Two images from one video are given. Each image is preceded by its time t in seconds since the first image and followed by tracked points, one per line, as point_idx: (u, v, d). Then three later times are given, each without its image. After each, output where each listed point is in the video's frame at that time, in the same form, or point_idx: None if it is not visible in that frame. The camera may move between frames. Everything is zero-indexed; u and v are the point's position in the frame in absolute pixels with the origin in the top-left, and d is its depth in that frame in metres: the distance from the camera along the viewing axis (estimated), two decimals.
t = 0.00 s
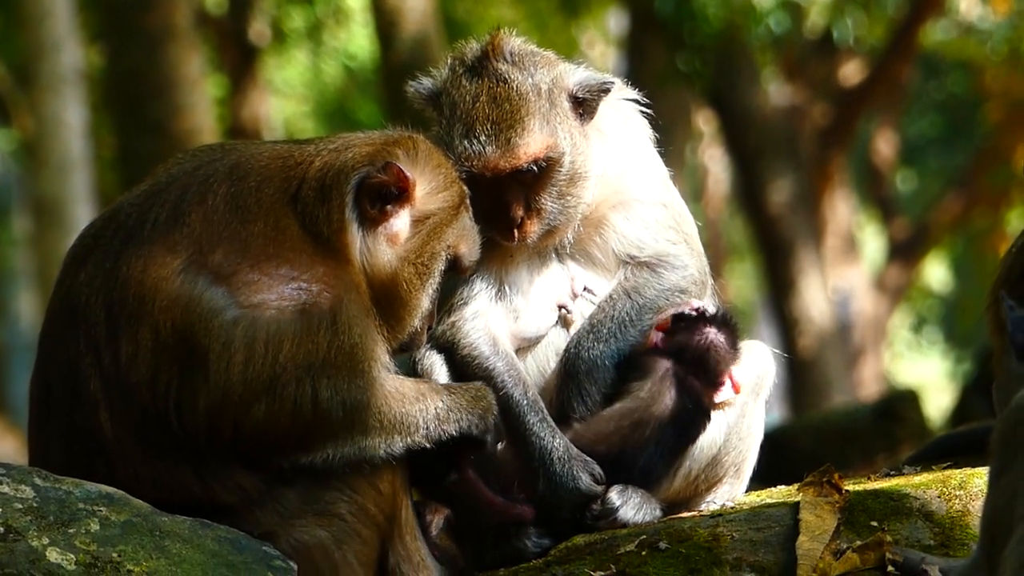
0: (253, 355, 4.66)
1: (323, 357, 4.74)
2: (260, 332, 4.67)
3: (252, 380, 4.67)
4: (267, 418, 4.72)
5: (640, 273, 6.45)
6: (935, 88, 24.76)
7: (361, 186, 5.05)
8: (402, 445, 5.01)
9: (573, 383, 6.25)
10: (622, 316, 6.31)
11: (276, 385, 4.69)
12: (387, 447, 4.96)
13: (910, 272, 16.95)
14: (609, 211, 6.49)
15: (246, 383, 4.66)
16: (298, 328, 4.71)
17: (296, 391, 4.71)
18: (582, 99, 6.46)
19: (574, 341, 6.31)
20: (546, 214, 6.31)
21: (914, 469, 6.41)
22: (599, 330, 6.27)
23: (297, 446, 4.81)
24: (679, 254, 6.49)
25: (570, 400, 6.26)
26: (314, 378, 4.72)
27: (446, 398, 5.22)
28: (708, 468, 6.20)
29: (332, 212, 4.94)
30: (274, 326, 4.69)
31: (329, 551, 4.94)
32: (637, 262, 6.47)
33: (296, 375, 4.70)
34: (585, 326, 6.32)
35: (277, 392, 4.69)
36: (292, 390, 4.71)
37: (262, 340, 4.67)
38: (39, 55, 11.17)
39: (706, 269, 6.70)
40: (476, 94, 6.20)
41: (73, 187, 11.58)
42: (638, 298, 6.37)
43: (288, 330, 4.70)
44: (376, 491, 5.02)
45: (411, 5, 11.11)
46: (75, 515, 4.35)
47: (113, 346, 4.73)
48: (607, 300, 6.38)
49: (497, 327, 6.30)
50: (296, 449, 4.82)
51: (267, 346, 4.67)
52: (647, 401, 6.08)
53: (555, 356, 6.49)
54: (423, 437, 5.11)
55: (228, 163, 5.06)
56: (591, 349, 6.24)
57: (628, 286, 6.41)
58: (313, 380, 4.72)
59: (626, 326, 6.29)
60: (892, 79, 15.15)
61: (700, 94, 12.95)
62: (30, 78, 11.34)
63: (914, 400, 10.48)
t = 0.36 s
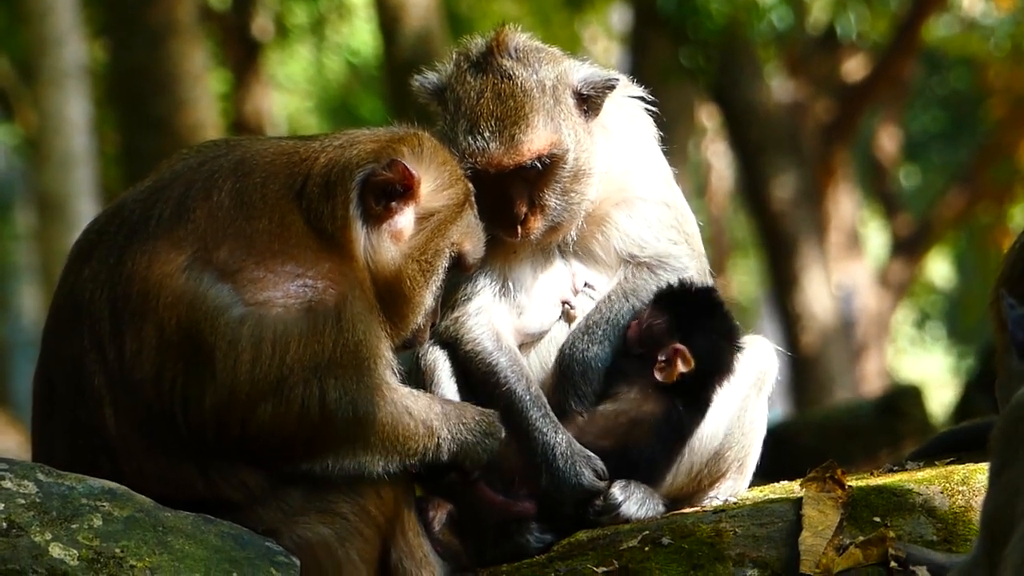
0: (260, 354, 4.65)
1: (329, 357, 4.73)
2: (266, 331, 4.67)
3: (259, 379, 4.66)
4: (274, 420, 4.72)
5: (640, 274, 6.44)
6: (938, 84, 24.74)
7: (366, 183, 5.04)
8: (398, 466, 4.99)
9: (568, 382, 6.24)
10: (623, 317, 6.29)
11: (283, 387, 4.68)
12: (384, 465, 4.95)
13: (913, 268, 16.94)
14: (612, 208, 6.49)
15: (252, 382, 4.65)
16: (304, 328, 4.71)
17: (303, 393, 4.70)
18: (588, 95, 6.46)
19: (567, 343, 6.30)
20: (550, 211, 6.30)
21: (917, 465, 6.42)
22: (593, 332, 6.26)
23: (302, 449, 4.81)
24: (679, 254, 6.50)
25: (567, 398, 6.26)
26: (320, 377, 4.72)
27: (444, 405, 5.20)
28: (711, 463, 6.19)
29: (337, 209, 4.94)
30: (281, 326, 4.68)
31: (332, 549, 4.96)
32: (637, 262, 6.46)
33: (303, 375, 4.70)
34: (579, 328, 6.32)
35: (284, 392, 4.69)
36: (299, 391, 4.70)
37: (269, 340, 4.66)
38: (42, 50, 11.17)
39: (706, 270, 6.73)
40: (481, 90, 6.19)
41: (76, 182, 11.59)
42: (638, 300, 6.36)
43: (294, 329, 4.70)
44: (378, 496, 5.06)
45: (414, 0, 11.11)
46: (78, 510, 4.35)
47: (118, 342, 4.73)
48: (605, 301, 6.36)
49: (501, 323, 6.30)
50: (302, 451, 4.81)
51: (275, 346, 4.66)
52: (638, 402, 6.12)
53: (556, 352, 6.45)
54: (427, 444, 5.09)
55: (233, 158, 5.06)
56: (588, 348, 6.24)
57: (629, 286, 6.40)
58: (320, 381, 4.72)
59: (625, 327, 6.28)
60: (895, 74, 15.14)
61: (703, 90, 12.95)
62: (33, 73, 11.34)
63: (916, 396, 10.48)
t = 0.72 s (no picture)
0: (260, 353, 4.65)
1: (329, 355, 4.73)
2: (266, 329, 4.67)
3: (259, 379, 4.66)
4: (273, 419, 4.72)
5: (640, 270, 6.46)
6: (940, 82, 24.76)
7: (366, 179, 5.04)
8: (401, 465, 4.98)
9: (576, 378, 6.25)
10: (624, 315, 6.31)
11: (283, 385, 4.68)
12: (387, 464, 4.93)
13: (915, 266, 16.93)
14: (609, 207, 6.50)
15: (252, 381, 4.66)
16: (304, 326, 4.71)
17: (303, 391, 4.70)
18: (582, 94, 6.46)
19: (578, 337, 6.33)
20: (546, 210, 6.30)
21: (919, 463, 6.42)
22: (602, 328, 6.28)
23: (302, 447, 4.80)
24: (679, 251, 6.52)
25: (574, 396, 6.25)
26: (320, 375, 4.72)
27: (447, 407, 5.17)
28: (714, 460, 6.15)
29: (337, 206, 4.94)
30: (282, 324, 4.68)
31: (334, 546, 4.97)
32: (637, 259, 6.48)
33: (303, 374, 4.69)
34: (588, 324, 6.34)
35: (283, 391, 4.69)
36: (299, 389, 4.70)
37: (270, 338, 4.66)
38: (44, 48, 11.16)
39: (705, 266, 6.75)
40: (474, 91, 6.19)
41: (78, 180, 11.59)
42: (640, 297, 6.38)
43: (295, 328, 4.70)
44: (381, 494, 5.06)
45: None
46: (81, 509, 4.35)
47: (119, 340, 4.73)
48: (611, 297, 6.39)
49: (501, 322, 6.30)
50: (302, 450, 4.81)
51: (275, 345, 4.67)
52: (638, 403, 6.07)
53: (557, 350, 6.45)
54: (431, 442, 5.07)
55: (231, 156, 5.06)
56: (594, 345, 6.26)
57: (630, 284, 6.42)
58: (319, 379, 4.72)
59: (628, 325, 6.29)
60: (898, 72, 15.14)
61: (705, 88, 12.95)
62: (35, 71, 11.34)
63: (919, 395, 10.48)
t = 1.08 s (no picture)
0: (255, 352, 4.65)
1: (323, 353, 4.73)
2: (262, 327, 4.67)
3: (253, 378, 4.66)
4: (266, 417, 4.72)
5: (641, 271, 6.45)
6: (942, 79, 24.77)
7: (361, 174, 5.04)
8: (401, 460, 4.94)
9: (570, 378, 6.22)
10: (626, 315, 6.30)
11: (277, 383, 4.69)
12: (386, 461, 4.91)
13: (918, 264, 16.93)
14: (613, 205, 6.49)
15: (246, 380, 4.66)
16: (300, 325, 4.71)
17: (296, 388, 4.70)
18: (589, 92, 6.44)
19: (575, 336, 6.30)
20: (552, 208, 6.30)
21: (922, 461, 6.41)
22: (598, 328, 6.25)
23: (297, 445, 4.81)
24: (680, 252, 6.51)
25: (568, 396, 6.22)
26: (315, 373, 4.72)
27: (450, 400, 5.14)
28: (715, 459, 6.18)
29: (333, 202, 4.93)
30: (277, 323, 4.68)
31: (336, 544, 4.97)
32: (638, 259, 6.47)
33: (297, 372, 4.69)
34: (585, 323, 6.31)
35: (277, 390, 4.69)
36: (292, 387, 4.70)
37: (264, 338, 4.66)
38: (46, 46, 11.16)
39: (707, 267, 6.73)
40: (483, 87, 6.18)
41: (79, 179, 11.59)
42: (638, 297, 6.36)
43: (290, 326, 4.70)
44: (381, 492, 5.05)
45: None
46: (83, 507, 4.36)
47: (117, 339, 4.75)
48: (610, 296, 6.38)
49: (504, 320, 6.29)
50: (298, 447, 4.82)
51: (270, 344, 4.67)
52: (640, 399, 6.05)
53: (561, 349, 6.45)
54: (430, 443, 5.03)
55: (227, 153, 5.05)
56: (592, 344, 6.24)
57: (631, 283, 6.41)
58: (313, 376, 4.72)
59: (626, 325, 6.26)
60: (900, 70, 15.13)
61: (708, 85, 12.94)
62: (37, 70, 11.35)
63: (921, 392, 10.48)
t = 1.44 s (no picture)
0: (256, 354, 4.65)
1: (326, 354, 4.74)
2: (263, 329, 4.67)
3: (255, 378, 4.67)
4: (270, 417, 4.74)
5: (644, 273, 6.45)
6: (946, 80, 24.82)
7: (363, 177, 5.04)
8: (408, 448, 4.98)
9: (577, 384, 6.25)
10: (629, 321, 6.31)
11: (279, 383, 4.69)
12: (393, 448, 4.94)
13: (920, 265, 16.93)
14: (615, 207, 6.49)
15: (248, 382, 4.67)
16: (301, 325, 4.71)
17: (299, 388, 4.72)
18: (590, 95, 6.44)
19: (581, 341, 6.31)
20: (554, 211, 6.28)
21: (925, 462, 6.41)
22: (605, 333, 6.27)
23: (301, 443, 4.82)
24: (683, 253, 6.51)
25: (577, 400, 6.26)
26: (317, 372, 4.73)
27: (457, 398, 5.17)
28: (719, 460, 6.16)
29: (334, 205, 4.94)
30: (277, 324, 4.69)
31: (340, 545, 4.97)
32: (642, 260, 6.47)
33: (299, 372, 4.70)
34: (591, 328, 6.33)
35: (279, 390, 4.70)
36: (294, 387, 4.71)
37: (265, 339, 4.67)
38: (49, 47, 11.17)
39: (710, 268, 6.74)
40: (484, 90, 6.20)
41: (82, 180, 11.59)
42: (643, 300, 6.38)
43: (291, 327, 4.70)
44: (384, 490, 5.05)
45: None
46: (86, 508, 4.36)
47: (117, 342, 4.74)
48: (614, 301, 6.39)
49: (507, 322, 6.29)
50: (303, 444, 4.83)
51: (270, 345, 4.67)
52: (644, 401, 6.08)
53: (563, 351, 6.46)
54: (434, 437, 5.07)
55: (227, 155, 5.05)
56: (595, 349, 6.25)
57: (634, 287, 6.42)
58: (315, 377, 4.73)
59: (632, 329, 6.29)
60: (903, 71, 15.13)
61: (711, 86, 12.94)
62: (40, 71, 11.35)
63: (924, 394, 10.47)
